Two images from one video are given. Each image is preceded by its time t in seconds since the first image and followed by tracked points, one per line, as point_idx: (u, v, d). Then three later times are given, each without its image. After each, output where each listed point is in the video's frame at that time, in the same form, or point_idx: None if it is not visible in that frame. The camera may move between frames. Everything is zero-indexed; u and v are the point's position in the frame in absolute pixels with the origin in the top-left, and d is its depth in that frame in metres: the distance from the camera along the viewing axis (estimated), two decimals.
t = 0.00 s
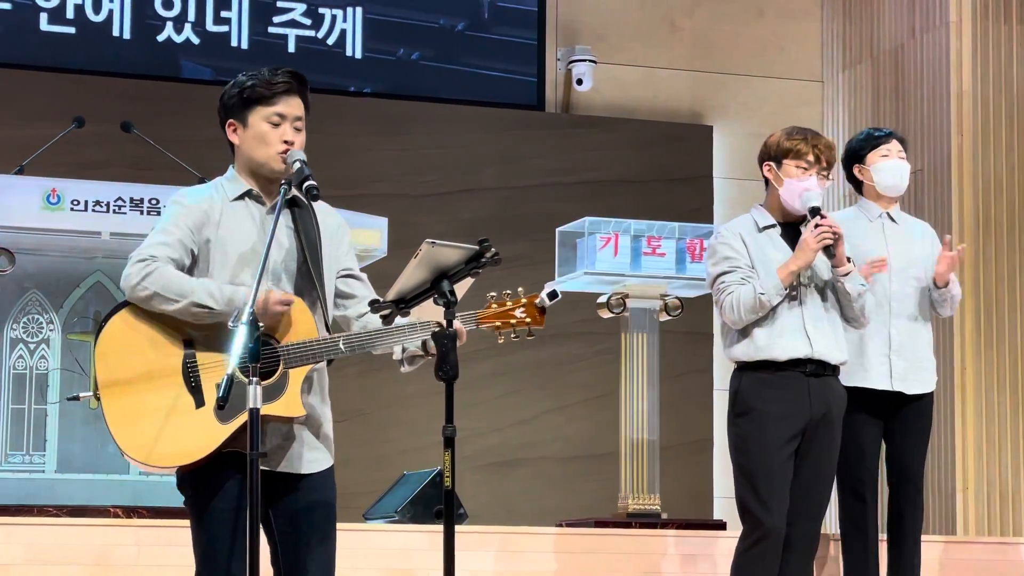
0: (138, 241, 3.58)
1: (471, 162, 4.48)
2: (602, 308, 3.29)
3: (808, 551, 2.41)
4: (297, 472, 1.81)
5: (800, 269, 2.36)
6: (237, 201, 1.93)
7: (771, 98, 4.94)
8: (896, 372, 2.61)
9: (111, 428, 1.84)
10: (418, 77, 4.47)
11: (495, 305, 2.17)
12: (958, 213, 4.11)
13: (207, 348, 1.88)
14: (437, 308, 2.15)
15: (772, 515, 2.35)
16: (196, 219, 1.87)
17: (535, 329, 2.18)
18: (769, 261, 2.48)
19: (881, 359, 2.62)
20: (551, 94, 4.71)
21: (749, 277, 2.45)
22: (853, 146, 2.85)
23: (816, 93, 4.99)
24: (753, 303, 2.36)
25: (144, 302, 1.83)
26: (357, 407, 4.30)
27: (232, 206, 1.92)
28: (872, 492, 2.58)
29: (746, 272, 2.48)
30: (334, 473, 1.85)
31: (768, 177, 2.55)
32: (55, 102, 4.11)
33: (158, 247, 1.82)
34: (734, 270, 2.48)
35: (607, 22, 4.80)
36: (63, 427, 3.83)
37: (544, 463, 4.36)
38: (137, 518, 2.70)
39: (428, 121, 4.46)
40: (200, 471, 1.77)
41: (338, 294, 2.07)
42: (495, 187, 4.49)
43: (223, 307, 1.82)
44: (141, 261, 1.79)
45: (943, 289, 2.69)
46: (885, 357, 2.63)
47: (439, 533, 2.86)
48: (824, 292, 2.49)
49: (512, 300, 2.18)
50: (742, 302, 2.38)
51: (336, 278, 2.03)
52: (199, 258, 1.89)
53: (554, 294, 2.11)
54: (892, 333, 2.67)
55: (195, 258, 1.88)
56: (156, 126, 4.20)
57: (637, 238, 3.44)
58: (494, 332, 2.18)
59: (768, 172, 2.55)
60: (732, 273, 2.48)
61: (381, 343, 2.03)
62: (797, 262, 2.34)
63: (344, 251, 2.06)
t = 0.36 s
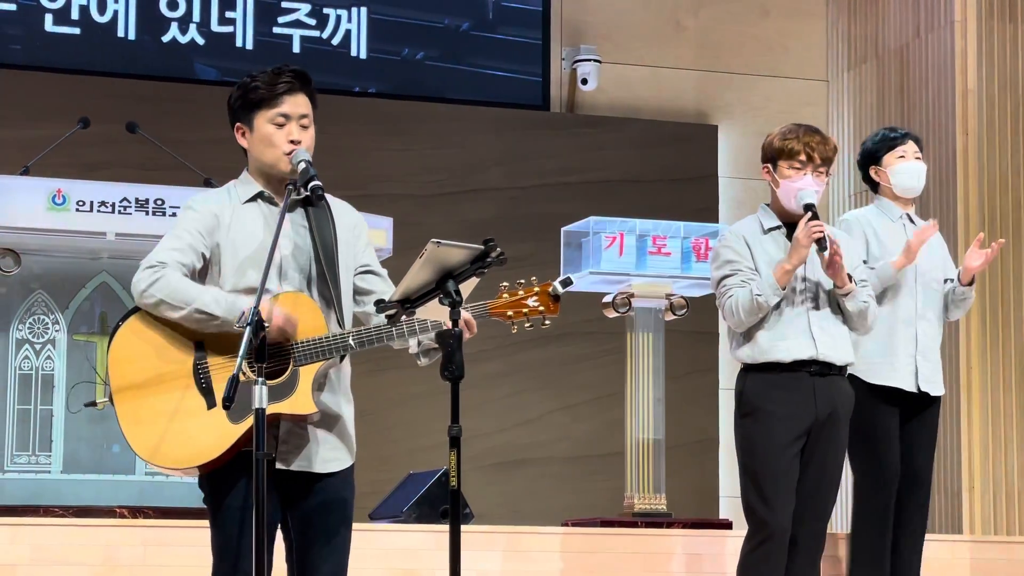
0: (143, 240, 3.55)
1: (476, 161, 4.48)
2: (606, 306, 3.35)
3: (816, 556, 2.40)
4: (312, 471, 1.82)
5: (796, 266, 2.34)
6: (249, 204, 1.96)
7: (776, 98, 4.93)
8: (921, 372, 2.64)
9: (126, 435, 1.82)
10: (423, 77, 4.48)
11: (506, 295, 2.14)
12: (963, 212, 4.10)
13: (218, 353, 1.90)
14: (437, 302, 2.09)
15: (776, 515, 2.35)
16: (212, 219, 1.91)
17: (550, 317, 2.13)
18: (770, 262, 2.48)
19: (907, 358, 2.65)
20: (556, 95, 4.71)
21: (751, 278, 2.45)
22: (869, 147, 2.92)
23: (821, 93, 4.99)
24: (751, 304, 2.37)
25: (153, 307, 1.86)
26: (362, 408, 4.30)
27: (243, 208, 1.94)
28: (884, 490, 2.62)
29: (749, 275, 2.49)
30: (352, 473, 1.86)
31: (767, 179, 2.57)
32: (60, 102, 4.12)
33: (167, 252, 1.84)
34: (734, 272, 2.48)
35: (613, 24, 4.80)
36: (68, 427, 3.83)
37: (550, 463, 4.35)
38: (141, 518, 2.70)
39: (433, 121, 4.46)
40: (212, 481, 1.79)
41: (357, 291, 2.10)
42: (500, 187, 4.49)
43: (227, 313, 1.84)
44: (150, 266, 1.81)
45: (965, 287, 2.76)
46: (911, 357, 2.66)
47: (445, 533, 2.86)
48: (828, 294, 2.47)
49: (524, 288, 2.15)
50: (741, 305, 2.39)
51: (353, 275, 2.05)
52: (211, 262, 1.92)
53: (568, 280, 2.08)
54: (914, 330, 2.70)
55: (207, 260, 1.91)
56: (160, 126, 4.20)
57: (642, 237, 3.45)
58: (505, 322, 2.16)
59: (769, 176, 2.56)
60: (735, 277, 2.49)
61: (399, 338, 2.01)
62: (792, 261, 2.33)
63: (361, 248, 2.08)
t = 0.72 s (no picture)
0: (184, 246, 3.91)
1: (486, 173, 4.86)
2: (603, 305, 3.78)
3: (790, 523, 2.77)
4: (343, 456, 2.08)
5: (764, 269, 2.73)
6: (287, 217, 2.26)
7: (755, 115, 5.32)
8: (886, 361, 3.08)
9: (180, 426, 2.19)
10: (438, 98, 4.86)
11: (514, 291, 2.42)
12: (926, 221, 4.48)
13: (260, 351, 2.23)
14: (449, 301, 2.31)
15: (755, 493, 2.73)
16: (246, 240, 2.22)
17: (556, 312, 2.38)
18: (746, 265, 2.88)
19: (874, 349, 3.09)
20: (556, 111, 5.08)
21: (729, 279, 2.85)
22: (839, 162, 3.34)
23: (795, 111, 5.38)
24: (726, 303, 2.76)
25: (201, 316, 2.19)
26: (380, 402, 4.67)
27: (281, 222, 2.25)
28: (850, 473, 3.07)
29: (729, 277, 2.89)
30: (385, 459, 2.11)
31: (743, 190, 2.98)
32: (106, 121, 4.48)
33: (208, 267, 2.17)
34: (715, 275, 2.88)
35: (608, 49, 5.19)
36: (119, 415, 4.06)
37: (553, 448, 4.73)
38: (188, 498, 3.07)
39: (447, 137, 4.84)
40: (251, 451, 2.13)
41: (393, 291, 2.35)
42: (508, 197, 4.87)
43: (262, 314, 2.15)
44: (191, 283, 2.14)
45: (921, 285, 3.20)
46: (877, 348, 3.10)
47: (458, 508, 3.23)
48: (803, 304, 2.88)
49: (531, 285, 2.43)
50: (718, 304, 2.79)
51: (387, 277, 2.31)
52: (254, 272, 2.24)
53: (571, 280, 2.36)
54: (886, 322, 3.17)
55: (247, 274, 2.23)
56: (198, 142, 4.56)
57: (635, 242, 3.82)
58: (514, 314, 2.44)
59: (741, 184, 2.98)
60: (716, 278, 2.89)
61: (417, 332, 2.21)
62: (759, 264, 2.71)
63: (395, 251, 2.31)
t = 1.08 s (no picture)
0: (302, 259, 5.91)
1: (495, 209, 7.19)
2: (579, 300, 5.56)
3: (702, 441, 4.77)
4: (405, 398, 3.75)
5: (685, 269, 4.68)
6: (370, 241, 3.97)
7: (677, 170, 8.88)
8: (751, 338, 5.40)
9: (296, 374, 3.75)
10: (467, 161, 8.28)
11: (519, 292, 3.88)
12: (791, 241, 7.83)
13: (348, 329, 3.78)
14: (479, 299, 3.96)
15: (681, 422, 4.71)
16: (338, 258, 3.89)
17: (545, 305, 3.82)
18: (673, 268, 4.90)
19: (745, 331, 5.41)
20: (547, 172, 8.57)
21: (662, 276, 4.85)
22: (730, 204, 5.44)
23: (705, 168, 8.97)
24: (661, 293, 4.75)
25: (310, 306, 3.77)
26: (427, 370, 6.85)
27: (366, 245, 3.95)
28: (732, 404, 5.40)
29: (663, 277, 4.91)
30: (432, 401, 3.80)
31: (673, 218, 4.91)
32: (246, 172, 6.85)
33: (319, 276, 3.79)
34: (653, 275, 4.89)
35: (578, 132, 8.69)
36: (258, 373, 5.91)
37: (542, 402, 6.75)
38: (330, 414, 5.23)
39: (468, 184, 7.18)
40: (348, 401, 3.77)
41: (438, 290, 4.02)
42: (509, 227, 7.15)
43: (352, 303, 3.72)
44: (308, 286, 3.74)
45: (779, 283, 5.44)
46: (746, 331, 5.42)
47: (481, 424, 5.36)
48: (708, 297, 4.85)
49: (531, 287, 3.87)
50: (655, 294, 4.78)
51: (433, 280, 4.00)
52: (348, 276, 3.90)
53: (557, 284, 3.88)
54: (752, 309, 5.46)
55: (343, 279, 3.90)
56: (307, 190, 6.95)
57: (600, 257, 5.79)
58: (518, 306, 3.88)
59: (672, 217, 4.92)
60: (655, 277, 4.89)
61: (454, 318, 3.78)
62: (682, 265, 4.66)
63: (439, 265, 4.03)
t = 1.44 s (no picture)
0: (313, 262, 6.18)
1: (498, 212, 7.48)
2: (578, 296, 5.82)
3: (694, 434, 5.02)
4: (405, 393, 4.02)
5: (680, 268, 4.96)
6: (375, 242, 4.21)
7: (668, 174, 9.20)
8: (739, 335, 5.70)
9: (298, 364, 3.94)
10: (471, 166, 8.56)
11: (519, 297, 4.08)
12: (780, 244, 8.07)
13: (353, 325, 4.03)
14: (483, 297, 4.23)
15: (676, 414, 4.95)
16: (344, 256, 4.12)
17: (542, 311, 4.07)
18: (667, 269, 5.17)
19: (733, 328, 5.71)
20: (547, 176, 8.86)
21: (657, 275, 5.12)
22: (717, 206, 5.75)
23: (695, 173, 9.30)
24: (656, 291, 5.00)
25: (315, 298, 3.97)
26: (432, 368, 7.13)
27: (372, 246, 4.19)
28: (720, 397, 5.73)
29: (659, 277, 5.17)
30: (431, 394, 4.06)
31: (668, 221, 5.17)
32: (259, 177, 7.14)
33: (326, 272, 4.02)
34: (649, 274, 5.16)
35: (577, 138, 9.00)
36: (271, 368, 6.22)
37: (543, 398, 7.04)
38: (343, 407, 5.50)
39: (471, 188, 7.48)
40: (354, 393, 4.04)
41: (435, 291, 4.30)
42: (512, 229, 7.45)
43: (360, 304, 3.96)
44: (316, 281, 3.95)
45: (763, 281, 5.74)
46: (735, 328, 5.71)
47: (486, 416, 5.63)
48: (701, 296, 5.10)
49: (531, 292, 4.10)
50: (651, 293, 5.05)
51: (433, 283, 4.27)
52: (353, 274, 4.14)
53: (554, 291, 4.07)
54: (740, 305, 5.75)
55: (348, 276, 4.14)
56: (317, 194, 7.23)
57: (596, 259, 6.07)
58: (516, 310, 4.10)
59: (666, 220, 5.18)
60: (651, 276, 5.16)
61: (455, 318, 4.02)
62: (678, 264, 4.94)
63: (438, 269, 4.30)
